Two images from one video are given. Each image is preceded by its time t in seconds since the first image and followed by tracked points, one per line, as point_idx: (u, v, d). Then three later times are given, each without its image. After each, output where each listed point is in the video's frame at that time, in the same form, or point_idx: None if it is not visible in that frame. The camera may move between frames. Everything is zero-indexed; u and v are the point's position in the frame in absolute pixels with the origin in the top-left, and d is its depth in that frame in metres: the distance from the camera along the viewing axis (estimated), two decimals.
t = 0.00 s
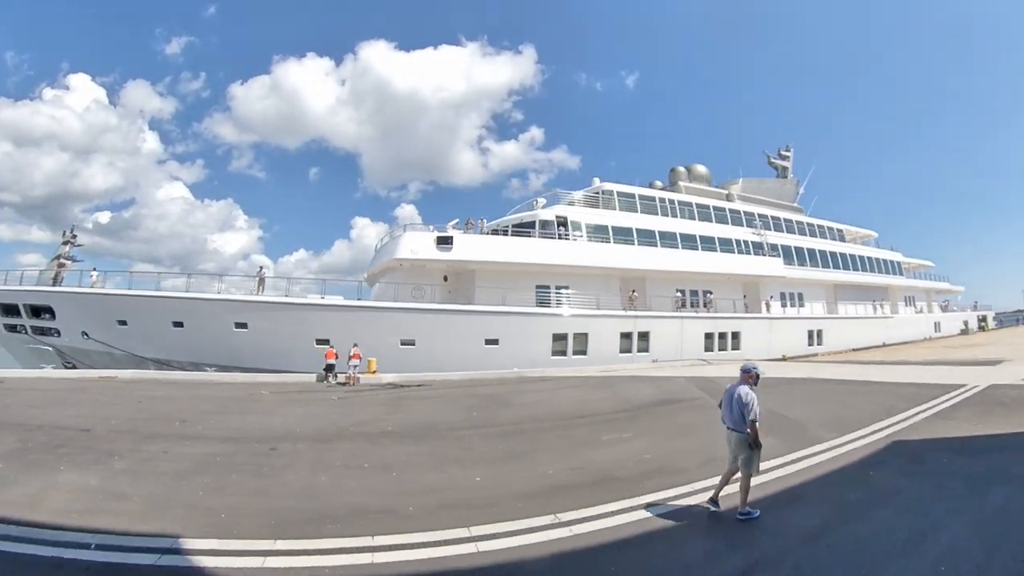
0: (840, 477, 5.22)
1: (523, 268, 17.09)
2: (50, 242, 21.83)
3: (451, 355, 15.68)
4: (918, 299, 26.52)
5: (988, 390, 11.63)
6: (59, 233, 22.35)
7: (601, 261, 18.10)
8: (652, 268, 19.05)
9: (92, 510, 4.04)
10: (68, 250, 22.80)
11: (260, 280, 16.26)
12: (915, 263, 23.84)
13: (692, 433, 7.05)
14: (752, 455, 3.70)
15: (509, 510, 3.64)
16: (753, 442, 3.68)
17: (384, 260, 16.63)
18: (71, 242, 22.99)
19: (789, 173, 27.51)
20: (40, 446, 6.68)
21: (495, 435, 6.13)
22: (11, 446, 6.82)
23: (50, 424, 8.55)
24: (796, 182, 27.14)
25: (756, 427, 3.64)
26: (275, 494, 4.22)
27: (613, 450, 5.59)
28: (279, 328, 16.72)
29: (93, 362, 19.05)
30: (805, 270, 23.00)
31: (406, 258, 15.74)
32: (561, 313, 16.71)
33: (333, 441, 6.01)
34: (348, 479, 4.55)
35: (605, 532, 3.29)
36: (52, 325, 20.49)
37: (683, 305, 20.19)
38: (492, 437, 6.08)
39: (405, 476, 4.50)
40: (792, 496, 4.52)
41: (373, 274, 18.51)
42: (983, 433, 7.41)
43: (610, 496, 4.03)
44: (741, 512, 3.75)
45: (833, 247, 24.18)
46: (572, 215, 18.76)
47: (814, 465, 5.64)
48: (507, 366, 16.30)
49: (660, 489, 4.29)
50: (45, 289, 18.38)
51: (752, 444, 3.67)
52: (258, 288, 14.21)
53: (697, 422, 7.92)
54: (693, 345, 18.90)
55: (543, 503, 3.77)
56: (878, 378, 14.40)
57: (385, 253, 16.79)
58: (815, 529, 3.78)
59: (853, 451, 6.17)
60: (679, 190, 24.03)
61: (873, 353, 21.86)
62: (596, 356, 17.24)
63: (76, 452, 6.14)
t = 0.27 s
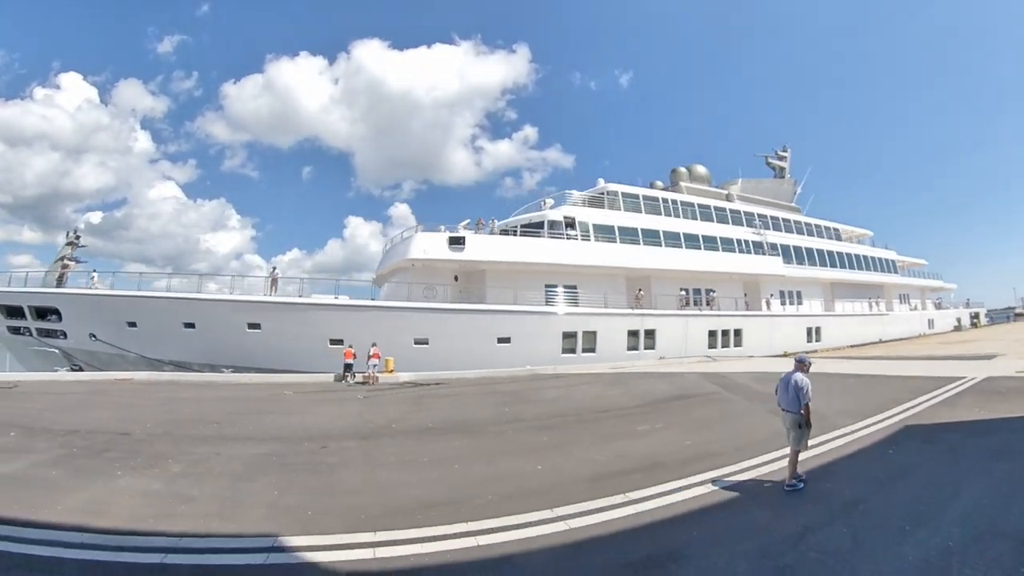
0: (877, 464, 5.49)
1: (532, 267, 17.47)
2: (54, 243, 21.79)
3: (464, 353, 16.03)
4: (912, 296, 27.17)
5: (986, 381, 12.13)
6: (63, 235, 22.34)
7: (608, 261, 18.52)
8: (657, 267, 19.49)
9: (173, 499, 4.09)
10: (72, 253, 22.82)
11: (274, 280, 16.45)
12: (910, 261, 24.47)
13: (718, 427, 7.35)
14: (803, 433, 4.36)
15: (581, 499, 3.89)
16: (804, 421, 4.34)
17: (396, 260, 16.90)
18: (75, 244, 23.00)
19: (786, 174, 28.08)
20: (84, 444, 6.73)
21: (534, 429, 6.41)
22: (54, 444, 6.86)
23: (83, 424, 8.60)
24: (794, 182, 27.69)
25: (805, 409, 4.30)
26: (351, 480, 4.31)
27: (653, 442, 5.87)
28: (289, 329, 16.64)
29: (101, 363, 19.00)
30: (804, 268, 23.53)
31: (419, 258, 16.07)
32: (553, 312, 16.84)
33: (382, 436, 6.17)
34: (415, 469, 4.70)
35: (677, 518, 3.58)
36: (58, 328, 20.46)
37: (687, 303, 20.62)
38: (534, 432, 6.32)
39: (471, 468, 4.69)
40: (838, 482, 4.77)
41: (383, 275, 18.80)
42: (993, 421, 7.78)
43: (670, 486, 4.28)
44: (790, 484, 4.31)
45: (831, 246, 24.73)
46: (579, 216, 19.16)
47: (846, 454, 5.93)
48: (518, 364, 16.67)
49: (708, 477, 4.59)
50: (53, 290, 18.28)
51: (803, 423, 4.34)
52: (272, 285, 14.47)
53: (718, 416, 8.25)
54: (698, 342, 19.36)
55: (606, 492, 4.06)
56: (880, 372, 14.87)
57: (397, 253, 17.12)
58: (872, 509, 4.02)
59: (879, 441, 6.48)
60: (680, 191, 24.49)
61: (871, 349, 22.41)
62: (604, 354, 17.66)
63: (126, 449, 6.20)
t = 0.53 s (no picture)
0: (906, 461, 5.79)
1: (541, 267, 17.85)
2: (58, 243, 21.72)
3: (476, 352, 16.41)
4: (907, 294, 27.82)
5: (982, 374, 12.67)
6: (67, 235, 22.27)
7: (614, 260, 18.96)
8: (661, 266, 19.96)
9: (257, 498, 4.24)
10: (76, 252, 22.79)
11: (285, 280, 16.59)
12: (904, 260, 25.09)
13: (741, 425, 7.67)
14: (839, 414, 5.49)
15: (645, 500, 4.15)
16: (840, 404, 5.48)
17: (409, 260, 17.18)
18: (79, 244, 22.95)
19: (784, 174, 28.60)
20: (131, 445, 6.82)
21: (570, 430, 6.68)
22: (99, 445, 6.93)
23: (116, 425, 8.68)
24: (791, 183, 28.21)
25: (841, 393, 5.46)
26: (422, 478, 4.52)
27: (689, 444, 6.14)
28: (303, 329, 16.80)
29: (108, 363, 18.97)
30: (803, 267, 24.05)
31: (431, 258, 16.41)
32: (548, 310, 17.06)
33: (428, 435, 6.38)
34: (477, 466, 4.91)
35: (741, 518, 3.89)
36: (65, 328, 20.40)
37: (690, 301, 21.10)
38: (572, 433, 6.57)
39: (529, 465, 4.93)
40: (876, 478, 5.05)
41: (393, 274, 19.14)
42: (995, 412, 8.23)
43: (722, 487, 4.56)
44: (824, 460, 5.42)
45: (828, 245, 25.30)
46: (587, 216, 19.57)
47: (872, 451, 6.25)
48: (528, 361, 17.10)
49: (750, 476, 4.91)
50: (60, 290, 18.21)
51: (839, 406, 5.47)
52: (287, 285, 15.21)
53: (736, 412, 8.59)
54: (702, 339, 19.86)
55: (664, 492, 4.35)
56: (880, 367, 15.38)
57: (407, 254, 17.40)
58: (918, 505, 4.29)
59: (900, 438, 6.81)
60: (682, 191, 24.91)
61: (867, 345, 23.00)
62: (612, 351, 18.13)
63: (177, 450, 6.32)
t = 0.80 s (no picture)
0: (925, 448, 6.17)
1: (550, 267, 18.30)
2: (63, 245, 21.67)
3: (486, 350, 16.94)
4: (901, 292, 28.49)
5: (979, 367, 13.18)
6: (72, 237, 22.23)
7: (620, 260, 19.42)
8: (665, 266, 20.45)
9: (333, 491, 4.42)
10: (80, 253, 22.79)
11: (298, 282, 16.70)
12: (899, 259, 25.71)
13: (767, 418, 7.90)
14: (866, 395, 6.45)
15: (711, 493, 4.30)
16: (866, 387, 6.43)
17: (419, 260, 17.51)
18: (83, 245, 22.93)
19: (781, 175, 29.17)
20: (179, 441, 7.04)
21: (606, 426, 6.85)
22: (146, 442, 7.14)
23: (148, 426, 8.69)
24: (788, 183, 28.76)
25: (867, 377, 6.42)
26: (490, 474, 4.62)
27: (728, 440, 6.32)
28: (316, 330, 16.99)
29: (117, 366, 18.96)
30: (801, 266, 24.59)
31: (442, 259, 16.79)
32: (543, 309, 17.38)
33: (473, 432, 6.52)
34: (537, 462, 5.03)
35: (791, 503, 4.20)
36: (71, 329, 20.39)
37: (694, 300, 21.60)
38: (611, 428, 6.74)
39: (587, 459, 5.07)
40: (918, 466, 5.26)
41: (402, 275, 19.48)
42: (998, 403, 8.70)
43: (768, 477, 4.83)
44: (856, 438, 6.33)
45: (825, 245, 25.86)
46: (593, 217, 20.06)
47: (890, 439, 6.64)
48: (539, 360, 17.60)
49: (786, 464, 5.27)
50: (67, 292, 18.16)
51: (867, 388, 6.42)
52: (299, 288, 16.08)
53: (755, 406, 8.86)
54: (705, 336, 20.42)
55: (713, 479, 4.68)
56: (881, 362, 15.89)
57: (417, 255, 17.72)
58: (967, 491, 4.50)
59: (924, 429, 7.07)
60: (683, 191, 25.38)
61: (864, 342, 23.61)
62: (619, 349, 18.63)
63: (222, 448, 6.34)
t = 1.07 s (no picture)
0: (943, 434, 6.55)
1: (559, 266, 18.70)
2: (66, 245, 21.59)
3: (496, 349, 17.55)
4: (894, 291, 29.19)
5: (975, 361, 13.72)
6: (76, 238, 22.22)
7: (625, 261, 19.85)
8: (670, 266, 20.93)
9: (403, 484, 4.66)
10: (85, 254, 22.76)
11: (311, 282, 16.79)
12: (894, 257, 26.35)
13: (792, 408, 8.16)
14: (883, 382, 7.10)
15: (760, 485, 4.60)
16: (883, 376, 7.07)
17: (430, 260, 17.82)
18: (88, 245, 22.91)
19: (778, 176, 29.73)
20: (224, 436, 7.23)
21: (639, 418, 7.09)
22: (191, 438, 7.31)
23: (182, 427, 8.76)
24: (785, 184, 29.32)
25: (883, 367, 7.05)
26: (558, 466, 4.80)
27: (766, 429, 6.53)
28: (328, 329, 17.20)
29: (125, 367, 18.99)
30: (798, 265, 25.14)
31: (453, 259, 17.17)
32: (541, 309, 17.66)
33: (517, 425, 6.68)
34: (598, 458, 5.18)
35: (834, 489, 4.52)
36: (78, 330, 20.37)
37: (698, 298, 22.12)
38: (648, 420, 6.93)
39: (644, 458, 5.24)
40: (956, 452, 5.50)
41: (411, 274, 19.80)
42: (1000, 394, 9.17)
43: (807, 467, 5.16)
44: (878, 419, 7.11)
45: (823, 244, 26.44)
46: (599, 218, 20.47)
47: (908, 426, 7.01)
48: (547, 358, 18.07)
49: (819, 454, 5.63)
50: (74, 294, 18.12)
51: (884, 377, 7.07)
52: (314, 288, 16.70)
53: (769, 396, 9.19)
54: (708, 334, 20.98)
55: (756, 471, 5.02)
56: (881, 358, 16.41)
57: (429, 256, 18.00)
58: (1011, 475, 4.76)
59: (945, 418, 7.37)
60: (684, 192, 25.84)
61: (860, 339, 24.21)
62: (625, 347, 19.13)
63: (270, 444, 6.39)
